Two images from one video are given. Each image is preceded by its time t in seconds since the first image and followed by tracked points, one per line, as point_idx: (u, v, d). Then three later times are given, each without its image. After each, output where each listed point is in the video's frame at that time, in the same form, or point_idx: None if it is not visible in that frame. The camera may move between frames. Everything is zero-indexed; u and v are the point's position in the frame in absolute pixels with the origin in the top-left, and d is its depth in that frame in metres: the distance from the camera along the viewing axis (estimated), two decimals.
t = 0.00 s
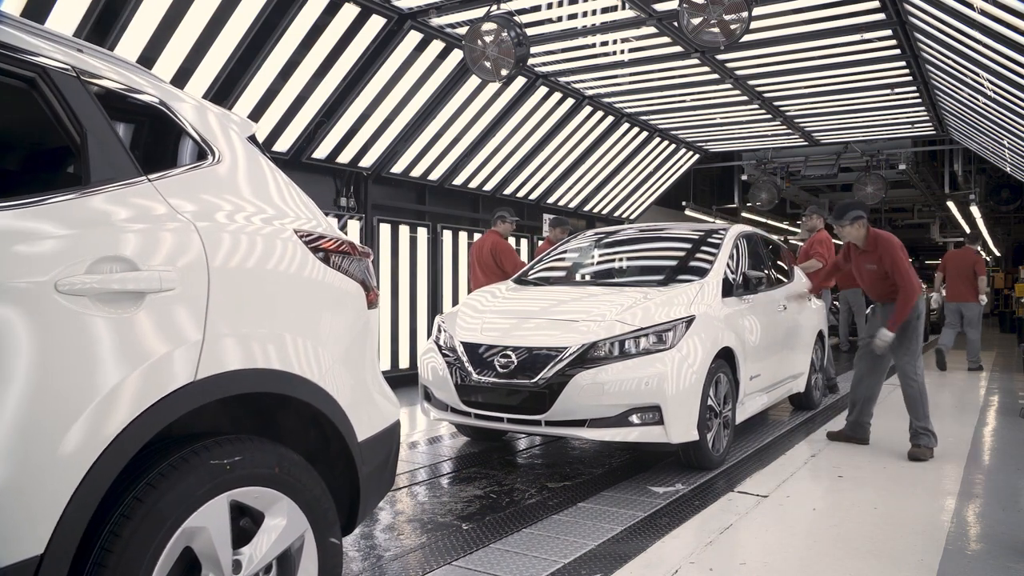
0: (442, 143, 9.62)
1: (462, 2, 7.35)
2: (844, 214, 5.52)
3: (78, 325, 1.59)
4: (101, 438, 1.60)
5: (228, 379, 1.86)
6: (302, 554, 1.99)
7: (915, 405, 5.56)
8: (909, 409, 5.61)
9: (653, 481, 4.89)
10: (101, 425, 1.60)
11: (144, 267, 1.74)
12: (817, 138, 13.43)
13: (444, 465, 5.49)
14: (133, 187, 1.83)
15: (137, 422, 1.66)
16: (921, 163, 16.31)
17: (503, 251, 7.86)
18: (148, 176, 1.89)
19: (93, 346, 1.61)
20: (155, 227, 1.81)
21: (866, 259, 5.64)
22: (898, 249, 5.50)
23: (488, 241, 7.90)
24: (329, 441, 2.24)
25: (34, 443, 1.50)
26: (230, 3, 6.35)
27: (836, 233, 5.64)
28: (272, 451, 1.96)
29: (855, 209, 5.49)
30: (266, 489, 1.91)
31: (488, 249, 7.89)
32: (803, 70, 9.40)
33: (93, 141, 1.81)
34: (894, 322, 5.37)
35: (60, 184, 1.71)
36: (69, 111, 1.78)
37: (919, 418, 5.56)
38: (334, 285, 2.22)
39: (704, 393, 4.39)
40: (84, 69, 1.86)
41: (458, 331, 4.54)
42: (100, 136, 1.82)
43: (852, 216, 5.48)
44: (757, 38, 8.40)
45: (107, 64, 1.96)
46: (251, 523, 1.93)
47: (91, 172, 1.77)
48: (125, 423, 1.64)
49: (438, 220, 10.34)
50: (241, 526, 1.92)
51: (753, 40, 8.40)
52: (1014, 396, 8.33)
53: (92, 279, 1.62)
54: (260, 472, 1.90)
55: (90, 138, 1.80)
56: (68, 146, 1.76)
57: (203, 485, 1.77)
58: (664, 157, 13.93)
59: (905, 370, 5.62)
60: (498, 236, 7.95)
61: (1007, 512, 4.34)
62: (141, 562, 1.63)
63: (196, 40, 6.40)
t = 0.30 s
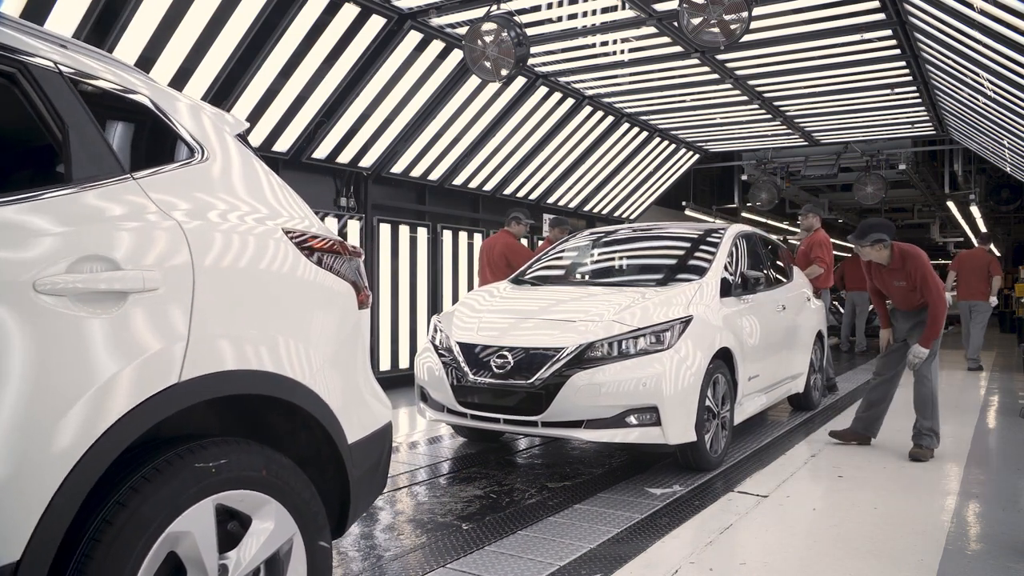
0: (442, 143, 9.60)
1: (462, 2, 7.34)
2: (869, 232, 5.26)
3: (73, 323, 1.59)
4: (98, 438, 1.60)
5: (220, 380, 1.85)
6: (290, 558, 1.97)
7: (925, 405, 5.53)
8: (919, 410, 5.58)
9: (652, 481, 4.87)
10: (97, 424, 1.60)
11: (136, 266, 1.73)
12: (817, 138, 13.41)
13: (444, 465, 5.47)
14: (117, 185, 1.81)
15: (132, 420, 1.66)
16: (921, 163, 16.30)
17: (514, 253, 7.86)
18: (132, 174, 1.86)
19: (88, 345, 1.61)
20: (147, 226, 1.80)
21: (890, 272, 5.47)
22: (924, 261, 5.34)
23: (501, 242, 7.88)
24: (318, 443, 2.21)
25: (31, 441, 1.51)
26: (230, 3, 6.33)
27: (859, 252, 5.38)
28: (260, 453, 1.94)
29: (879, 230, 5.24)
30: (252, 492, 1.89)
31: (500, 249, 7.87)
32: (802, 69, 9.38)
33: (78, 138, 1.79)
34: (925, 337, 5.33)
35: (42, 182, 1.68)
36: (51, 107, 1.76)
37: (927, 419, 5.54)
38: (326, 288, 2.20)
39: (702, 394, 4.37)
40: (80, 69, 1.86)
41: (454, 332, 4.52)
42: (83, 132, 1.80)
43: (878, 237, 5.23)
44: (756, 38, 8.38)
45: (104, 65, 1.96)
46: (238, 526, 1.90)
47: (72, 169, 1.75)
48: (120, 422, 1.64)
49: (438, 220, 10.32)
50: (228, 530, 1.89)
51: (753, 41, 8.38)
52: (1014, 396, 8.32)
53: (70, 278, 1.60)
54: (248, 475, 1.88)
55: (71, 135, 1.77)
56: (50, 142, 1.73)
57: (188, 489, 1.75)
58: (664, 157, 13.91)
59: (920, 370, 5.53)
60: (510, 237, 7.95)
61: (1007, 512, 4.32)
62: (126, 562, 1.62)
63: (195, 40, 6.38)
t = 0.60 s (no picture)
0: (442, 143, 9.58)
1: (462, 2, 7.32)
2: (884, 240, 5.21)
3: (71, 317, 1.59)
4: (93, 433, 1.60)
5: (213, 379, 1.84)
6: (280, 561, 1.96)
7: (923, 406, 5.51)
8: (917, 410, 5.56)
9: (651, 482, 4.84)
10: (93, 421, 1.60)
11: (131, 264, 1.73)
12: (817, 137, 13.39)
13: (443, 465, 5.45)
14: (102, 182, 1.79)
15: (128, 416, 1.66)
16: (921, 163, 16.29)
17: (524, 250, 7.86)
18: (117, 171, 1.84)
19: (84, 340, 1.61)
20: (141, 225, 1.79)
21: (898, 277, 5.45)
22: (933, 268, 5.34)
23: (515, 240, 7.86)
24: (308, 444, 2.19)
25: (28, 437, 1.51)
26: (229, 2, 6.31)
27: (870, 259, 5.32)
28: (248, 455, 1.93)
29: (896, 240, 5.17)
30: (241, 495, 1.87)
31: (512, 246, 7.84)
32: (803, 70, 9.37)
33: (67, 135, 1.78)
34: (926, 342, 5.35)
35: (23, 178, 1.65)
36: (34, 102, 1.73)
37: (926, 419, 5.53)
38: (318, 289, 2.19)
39: (699, 395, 4.36)
40: (77, 68, 1.87)
41: (451, 332, 4.50)
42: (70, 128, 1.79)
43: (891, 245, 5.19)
44: (756, 38, 8.37)
45: (101, 65, 1.96)
46: (227, 530, 1.89)
47: (59, 164, 1.73)
48: (114, 417, 1.63)
49: (438, 220, 10.30)
50: (216, 533, 1.88)
51: (753, 40, 8.37)
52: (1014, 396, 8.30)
53: (53, 276, 1.58)
54: (237, 477, 1.86)
55: (54, 131, 1.75)
56: (33, 137, 1.70)
57: (176, 492, 1.73)
58: (664, 157, 13.89)
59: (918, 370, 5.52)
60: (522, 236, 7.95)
61: (1007, 512, 4.30)
62: (113, 561, 1.60)
63: (195, 40, 6.37)
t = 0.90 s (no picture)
0: (442, 143, 9.56)
1: (462, 2, 7.30)
2: (882, 257, 5.16)
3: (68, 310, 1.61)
4: (86, 426, 1.60)
5: (206, 378, 1.84)
6: (269, 565, 1.94)
7: (921, 407, 5.49)
8: (913, 411, 5.55)
9: (651, 483, 4.82)
10: (87, 414, 1.60)
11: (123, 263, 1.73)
12: (817, 137, 13.37)
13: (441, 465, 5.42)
14: (85, 180, 1.77)
15: (123, 411, 1.66)
16: (921, 163, 16.27)
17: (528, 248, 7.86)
18: (101, 169, 1.82)
19: (79, 334, 1.62)
20: (133, 224, 1.79)
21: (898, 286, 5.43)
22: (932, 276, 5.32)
23: (517, 238, 7.85)
24: (298, 447, 2.16)
25: (23, 429, 1.51)
26: (229, 2, 6.29)
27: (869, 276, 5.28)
28: (237, 458, 1.91)
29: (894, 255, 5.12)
30: (228, 499, 1.85)
31: (515, 246, 7.82)
32: (802, 70, 9.35)
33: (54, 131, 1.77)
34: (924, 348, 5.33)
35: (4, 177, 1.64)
36: (17, 100, 1.72)
37: (922, 420, 5.51)
38: (313, 290, 2.18)
39: (697, 395, 4.33)
40: (73, 69, 1.88)
41: (447, 332, 4.48)
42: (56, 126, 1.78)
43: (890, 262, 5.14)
44: (756, 38, 8.35)
45: (96, 66, 1.96)
46: (214, 533, 1.86)
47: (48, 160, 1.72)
48: (108, 411, 1.63)
49: (438, 220, 10.28)
50: (203, 537, 1.85)
51: (753, 40, 8.35)
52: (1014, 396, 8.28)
53: (35, 276, 1.57)
54: (224, 480, 1.84)
55: (37, 128, 1.73)
56: (15, 135, 1.69)
57: (161, 494, 1.71)
58: (664, 157, 13.87)
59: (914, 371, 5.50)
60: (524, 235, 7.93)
61: (1007, 512, 4.28)
62: (100, 560, 1.59)
63: (195, 40, 6.35)
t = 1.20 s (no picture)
0: (442, 143, 9.55)
1: (462, 2, 7.28)
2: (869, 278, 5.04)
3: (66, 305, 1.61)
4: (79, 420, 1.59)
5: (198, 378, 1.83)
6: (258, 567, 1.92)
7: (916, 406, 5.48)
8: (908, 411, 5.53)
9: (652, 483, 4.80)
10: (80, 409, 1.60)
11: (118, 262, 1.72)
12: (817, 137, 13.35)
13: (440, 466, 5.41)
14: (68, 179, 1.75)
15: (117, 406, 1.66)
16: (921, 162, 16.26)
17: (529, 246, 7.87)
18: (86, 168, 1.81)
19: (75, 329, 1.62)
20: (126, 224, 1.78)
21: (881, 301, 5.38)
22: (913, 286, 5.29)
23: (512, 237, 7.85)
24: (290, 450, 2.14)
25: (18, 422, 1.51)
26: (229, 2, 6.28)
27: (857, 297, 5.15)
28: (227, 460, 1.89)
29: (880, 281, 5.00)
30: (216, 502, 1.83)
31: (514, 244, 7.83)
32: (802, 70, 9.34)
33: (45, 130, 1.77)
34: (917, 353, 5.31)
35: None
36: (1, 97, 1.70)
37: (919, 420, 5.50)
38: (306, 292, 2.18)
39: (695, 396, 4.31)
40: (69, 69, 1.89)
41: (444, 332, 4.46)
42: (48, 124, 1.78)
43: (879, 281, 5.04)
44: (756, 38, 8.33)
45: (92, 67, 1.97)
46: (202, 536, 1.84)
47: (39, 157, 1.72)
48: (101, 406, 1.63)
49: (438, 220, 10.27)
50: (191, 540, 1.83)
51: (753, 41, 8.33)
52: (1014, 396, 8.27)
53: (18, 276, 1.55)
54: (212, 483, 1.83)
55: (21, 126, 1.71)
56: None
57: (146, 498, 1.69)
58: (664, 157, 13.85)
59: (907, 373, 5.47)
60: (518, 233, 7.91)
61: (1007, 512, 4.27)
62: (89, 557, 1.58)
63: (196, 40, 6.34)
